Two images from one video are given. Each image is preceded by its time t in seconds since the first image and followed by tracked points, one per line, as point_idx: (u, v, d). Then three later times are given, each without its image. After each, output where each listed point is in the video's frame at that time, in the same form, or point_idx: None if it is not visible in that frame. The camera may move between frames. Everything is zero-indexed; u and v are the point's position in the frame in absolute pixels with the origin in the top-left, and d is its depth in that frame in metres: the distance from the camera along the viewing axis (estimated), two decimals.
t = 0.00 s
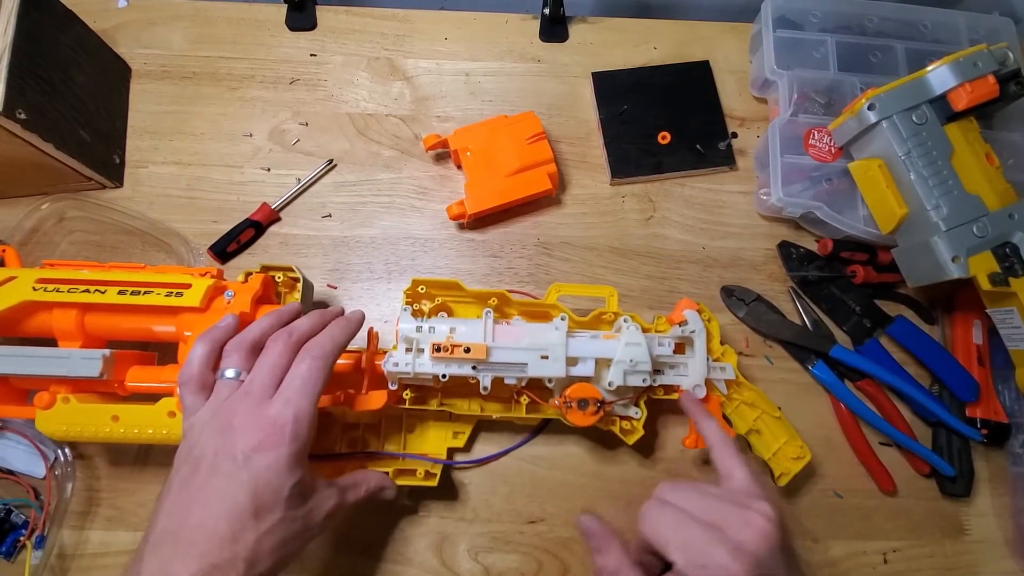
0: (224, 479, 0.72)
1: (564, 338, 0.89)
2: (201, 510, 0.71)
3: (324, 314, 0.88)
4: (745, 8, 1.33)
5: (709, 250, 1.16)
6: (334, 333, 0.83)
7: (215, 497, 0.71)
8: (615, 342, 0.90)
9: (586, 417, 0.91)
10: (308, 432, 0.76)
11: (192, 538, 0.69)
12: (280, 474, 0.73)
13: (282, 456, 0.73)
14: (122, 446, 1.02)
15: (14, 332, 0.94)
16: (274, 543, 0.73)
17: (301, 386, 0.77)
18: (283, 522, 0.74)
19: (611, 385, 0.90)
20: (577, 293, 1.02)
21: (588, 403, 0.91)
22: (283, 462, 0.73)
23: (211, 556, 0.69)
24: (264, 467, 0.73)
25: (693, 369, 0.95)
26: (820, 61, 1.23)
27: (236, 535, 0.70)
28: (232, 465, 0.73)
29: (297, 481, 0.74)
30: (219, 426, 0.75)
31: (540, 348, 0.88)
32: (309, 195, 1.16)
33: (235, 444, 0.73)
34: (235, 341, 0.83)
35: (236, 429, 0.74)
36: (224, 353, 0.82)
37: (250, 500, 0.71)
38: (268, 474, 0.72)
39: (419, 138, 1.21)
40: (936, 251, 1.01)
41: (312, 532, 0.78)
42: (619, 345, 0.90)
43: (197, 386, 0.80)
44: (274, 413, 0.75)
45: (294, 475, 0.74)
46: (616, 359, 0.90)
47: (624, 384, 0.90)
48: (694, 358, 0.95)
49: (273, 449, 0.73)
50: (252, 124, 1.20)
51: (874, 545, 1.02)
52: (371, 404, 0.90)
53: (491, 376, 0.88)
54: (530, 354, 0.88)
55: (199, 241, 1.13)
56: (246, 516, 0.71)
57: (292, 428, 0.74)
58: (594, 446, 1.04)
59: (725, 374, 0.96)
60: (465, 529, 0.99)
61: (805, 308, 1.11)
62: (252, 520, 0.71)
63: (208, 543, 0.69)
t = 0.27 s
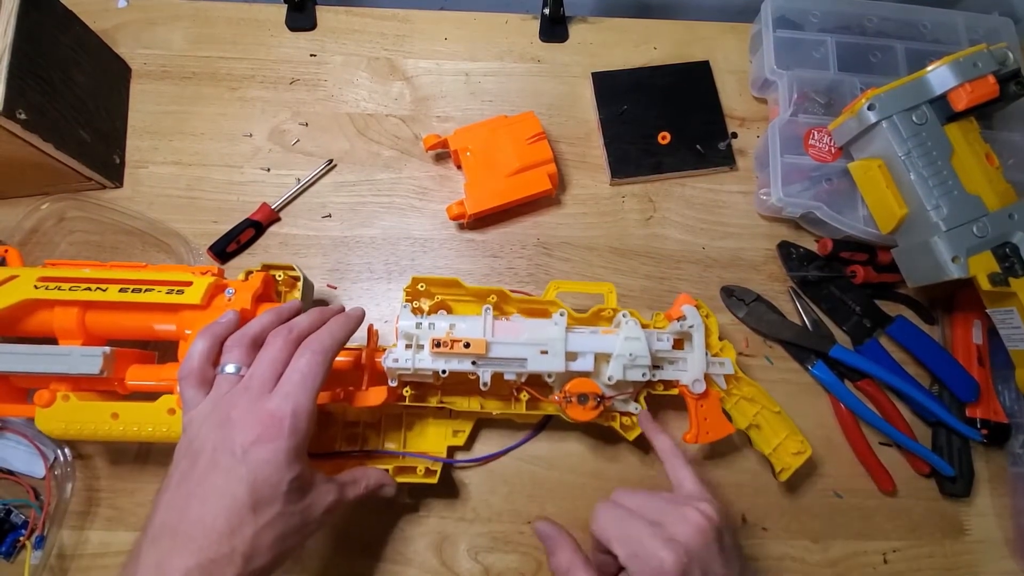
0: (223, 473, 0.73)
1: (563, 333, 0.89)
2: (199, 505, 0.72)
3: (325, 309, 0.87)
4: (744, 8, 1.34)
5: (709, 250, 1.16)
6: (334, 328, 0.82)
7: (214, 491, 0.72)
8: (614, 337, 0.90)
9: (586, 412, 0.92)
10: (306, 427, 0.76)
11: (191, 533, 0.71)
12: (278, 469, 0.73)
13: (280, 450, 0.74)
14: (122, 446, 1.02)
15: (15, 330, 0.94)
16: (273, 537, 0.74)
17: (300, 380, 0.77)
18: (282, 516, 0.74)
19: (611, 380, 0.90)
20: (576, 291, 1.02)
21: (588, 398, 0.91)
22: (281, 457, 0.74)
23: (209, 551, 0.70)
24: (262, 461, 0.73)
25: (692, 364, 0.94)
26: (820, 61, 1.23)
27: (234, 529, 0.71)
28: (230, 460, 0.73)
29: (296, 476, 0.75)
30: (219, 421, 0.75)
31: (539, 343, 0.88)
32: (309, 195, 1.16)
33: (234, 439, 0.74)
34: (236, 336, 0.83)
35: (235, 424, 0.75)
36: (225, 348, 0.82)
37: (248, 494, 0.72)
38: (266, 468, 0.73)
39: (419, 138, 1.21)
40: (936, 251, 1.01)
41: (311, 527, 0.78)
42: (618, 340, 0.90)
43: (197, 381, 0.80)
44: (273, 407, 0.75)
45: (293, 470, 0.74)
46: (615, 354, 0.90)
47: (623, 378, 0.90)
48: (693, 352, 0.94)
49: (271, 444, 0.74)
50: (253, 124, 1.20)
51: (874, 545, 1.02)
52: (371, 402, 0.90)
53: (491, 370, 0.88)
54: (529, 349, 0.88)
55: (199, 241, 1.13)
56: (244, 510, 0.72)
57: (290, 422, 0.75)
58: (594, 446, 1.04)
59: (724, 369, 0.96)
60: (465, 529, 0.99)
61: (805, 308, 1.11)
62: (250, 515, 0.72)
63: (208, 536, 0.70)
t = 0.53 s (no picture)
0: (223, 469, 0.73)
1: (562, 328, 0.89)
2: (198, 501, 0.72)
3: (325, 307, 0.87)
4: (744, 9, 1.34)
5: (709, 250, 1.16)
6: (334, 326, 0.82)
7: (213, 488, 0.72)
8: (613, 332, 0.91)
9: (586, 407, 0.92)
10: (305, 425, 0.76)
11: (190, 529, 0.71)
12: (277, 466, 0.74)
13: (279, 448, 0.74)
14: (123, 446, 1.02)
15: (15, 329, 0.94)
16: (271, 535, 0.74)
17: (300, 378, 0.77)
18: (280, 513, 0.75)
19: (610, 374, 0.90)
20: (573, 286, 1.02)
21: (588, 393, 0.92)
22: (280, 455, 0.74)
23: (207, 547, 0.70)
24: (261, 459, 0.73)
25: (690, 359, 0.94)
26: (820, 61, 1.23)
27: (233, 525, 0.72)
28: (229, 457, 0.73)
29: (294, 473, 0.75)
30: (219, 418, 0.76)
31: (538, 338, 0.88)
32: (308, 195, 1.16)
33: (234, 435, 0.74)
34: (235, 333, 0.83)
35: (235, 421, 0.75)
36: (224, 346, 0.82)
37: (246, 491, 0.72)
38: (264, 466, 0.73)
39: (419, 138, 1.21)
40: (936, 251, 1.01)
41: (310, 524, 0.79)
42: (616, 334, 0.90)
43: (197, 378, 0.80)
44: (272, 404, 0.75)
45: (291, 468, 0.74)
46: (614, 348, 0.90)
47: (622, 373, 0.90)
48: (692, 348, 0.95)
49: (270, 441, 0.74)
50: (253, 124, 1.20)
51: (874, 545, 1.02)
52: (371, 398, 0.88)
53: (491, 366, 0.88)
54: (529, 344, 0.88)
55: (199, 241, 1.13)
56: (243, 506, 0.72)
57: (289, 420, 0.75)
58: (594, 446, 1.04)
59: (723, 364, 0.96)
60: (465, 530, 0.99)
61: (804, 308, 1.11)
62: (249, 512, 0.72)
63: (207, 532, 0.71)
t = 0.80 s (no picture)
0: (225, 461, 0.74)
1: (553, 300, 0.90)
2: (200, 492, 0.73)
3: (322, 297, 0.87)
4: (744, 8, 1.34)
5: (708, 250, 1.16)
6: (333, 317, 0.82)
7: (215, 480, 0.73)
8: (604, 300, 0.92)
9: (585, 376, 0.91)
10: (305, 415, 0.76)
11: (193, 520, 0.72)
12: (278, 457, 0.74)
13: (279, 438, 0.74)
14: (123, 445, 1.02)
15: (5, 350, 0.94)
16: (275, 524, 0.75)
17: (299, 369, 0.77)
18: (283, 503, 0.75)
19: (605, 342, 0.91)
20: (562, 263, 1.02)
21: (585, 361, 0.91)
22: (280, 445, 0.74)
23: (211, 537, 0.72)
24: (263, 450, 0.74)
25: (682, 321, 0.95)
26: (819, 61, 1.23)
27: (237, 516, 0.73)
28: (230, 448, 0.74)
29: (297, 463, 0.75)
30: (219, 410, 0.76)
31: (532, 312, 0.89)
32: (308, 195, 1.16)
33: (234, 427, 0.75)
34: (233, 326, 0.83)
35: (235, 413, 0.75)
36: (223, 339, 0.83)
37: (249, 482, 0.73)
38: (265, 457, 0.74)
39: (419, 138, 1.21)
40: (935, 251, 1.01)
41: (314, 514, 0.79)
42: (607, 301, 0.91)
43: (197, 372, 0.81)
44: (272, 395, 0.76)
45: (293, 458, 0.75)
46: (606, 316, 0.90)
47: (616, 340, 0.91)
48: (683, 311, 0.95)
49: (270, 432, 0.74)
50: (252, 124, 1.20)
51: (873, 545, 1.02)
52: (372, 382, 0.89)
53: (487, 343, 0.88)
54: (523, 318, 0.89)
55: (199, 241, 1.13)
56: (246, 497, 0.73)
57: (289, 411, 0.75)
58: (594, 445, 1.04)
59: (714, 323, 0.96)
60: (464, 529, 0.99)
61: (804, 308, 1.11)
62: (251, 502, 0.73)
63: (212, 523, 0.72)
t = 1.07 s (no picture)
0: (217, 459, 0.74)
1: (557, 317, 0.90)
2: (191, 490, 0.74)
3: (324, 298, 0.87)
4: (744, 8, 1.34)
5: (708, 250, 1.16)
6: (331, 317, 0.82)
7: (207, 477, 0.74)
8: (608, 320, 0.92)
9: (584, 397, 0.92)
10: (299, 415, 0.76)
11: (183, 517, 0.73)
12: (269, 455, 0.74)
13: (272, 437, 0.74)
14: (121, 445, 1.02)
15: (12, 335, 0.94)
16: (265, 525, 0.75)
17: (294, 368, 0.77)
18: (274, 504, 0.75)
19: (607, 363, 0.91)
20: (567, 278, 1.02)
21: (585, 382, 0.92)
22: (272, 444, 0.74)
23: (200, 536, 0.72)
24: (255, 448, 0.74)
25: (686, 347, 0.97)
26: (819, 61, 1.23)
27: (227, 515, 0.73)
28: (223, 445, 0.74)
29: (289, 464, 0.75)
30: (214, 408, 0.76)
31: (535, 329, 0.89)
32: (308, 195, 1.16)
33: (228, 424, 0.75)
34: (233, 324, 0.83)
35: (230, 410, 0.76)
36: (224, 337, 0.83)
37: (240, 480, 0.73)
38: (257, 455, 0.74)
39: (419, 138, 1.21)
40: (935, 251, 1.01)
41: (306, 517, 0.79)
42: (611, 322, 0.92)
43: (194, 369, 0.81)
44: (267, 394, 0.76)
45: (285, 458, 0.75)
46: (609, 337, 0.91)
47: (617, 363, 0.91)
48: (688, 336, 0.97)
49: (263, 431, 0.74)
50: (252, 124, 1.20)
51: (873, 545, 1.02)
52: (371, 391, 0.89)
53: (488, 358, 0.88)
54: (525, 334, 0.88)
55: (198, 241, 1.13)
56: (236, 496, 0.73)
57: (283, 410, 0.75)
58: (594, 445, 1.04)
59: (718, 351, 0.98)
60: (464, 529, 0.99)
61: (804, 308, 1.11)
62: (242, 501, 0.73)
63: (203, 521, 0.73)
